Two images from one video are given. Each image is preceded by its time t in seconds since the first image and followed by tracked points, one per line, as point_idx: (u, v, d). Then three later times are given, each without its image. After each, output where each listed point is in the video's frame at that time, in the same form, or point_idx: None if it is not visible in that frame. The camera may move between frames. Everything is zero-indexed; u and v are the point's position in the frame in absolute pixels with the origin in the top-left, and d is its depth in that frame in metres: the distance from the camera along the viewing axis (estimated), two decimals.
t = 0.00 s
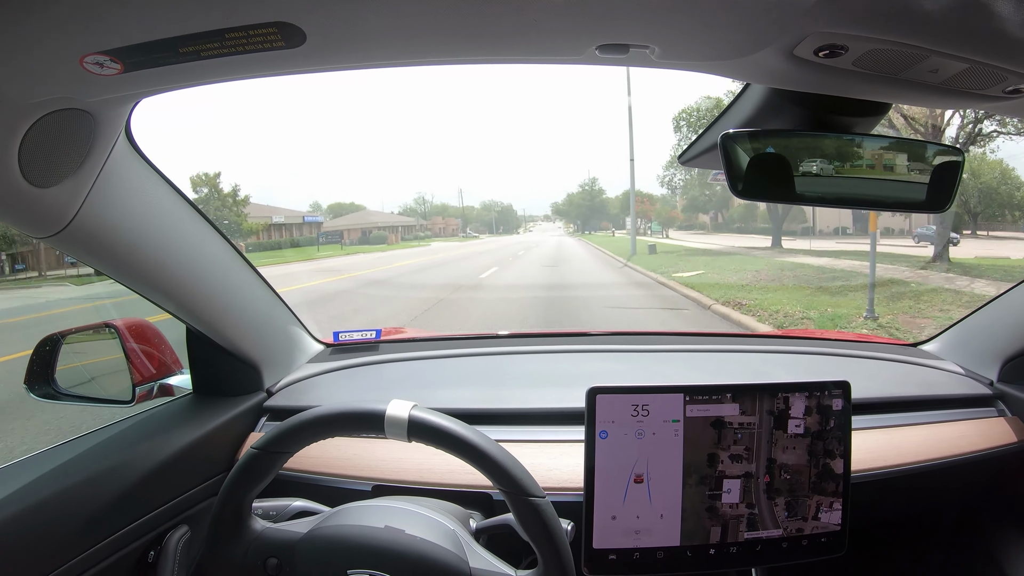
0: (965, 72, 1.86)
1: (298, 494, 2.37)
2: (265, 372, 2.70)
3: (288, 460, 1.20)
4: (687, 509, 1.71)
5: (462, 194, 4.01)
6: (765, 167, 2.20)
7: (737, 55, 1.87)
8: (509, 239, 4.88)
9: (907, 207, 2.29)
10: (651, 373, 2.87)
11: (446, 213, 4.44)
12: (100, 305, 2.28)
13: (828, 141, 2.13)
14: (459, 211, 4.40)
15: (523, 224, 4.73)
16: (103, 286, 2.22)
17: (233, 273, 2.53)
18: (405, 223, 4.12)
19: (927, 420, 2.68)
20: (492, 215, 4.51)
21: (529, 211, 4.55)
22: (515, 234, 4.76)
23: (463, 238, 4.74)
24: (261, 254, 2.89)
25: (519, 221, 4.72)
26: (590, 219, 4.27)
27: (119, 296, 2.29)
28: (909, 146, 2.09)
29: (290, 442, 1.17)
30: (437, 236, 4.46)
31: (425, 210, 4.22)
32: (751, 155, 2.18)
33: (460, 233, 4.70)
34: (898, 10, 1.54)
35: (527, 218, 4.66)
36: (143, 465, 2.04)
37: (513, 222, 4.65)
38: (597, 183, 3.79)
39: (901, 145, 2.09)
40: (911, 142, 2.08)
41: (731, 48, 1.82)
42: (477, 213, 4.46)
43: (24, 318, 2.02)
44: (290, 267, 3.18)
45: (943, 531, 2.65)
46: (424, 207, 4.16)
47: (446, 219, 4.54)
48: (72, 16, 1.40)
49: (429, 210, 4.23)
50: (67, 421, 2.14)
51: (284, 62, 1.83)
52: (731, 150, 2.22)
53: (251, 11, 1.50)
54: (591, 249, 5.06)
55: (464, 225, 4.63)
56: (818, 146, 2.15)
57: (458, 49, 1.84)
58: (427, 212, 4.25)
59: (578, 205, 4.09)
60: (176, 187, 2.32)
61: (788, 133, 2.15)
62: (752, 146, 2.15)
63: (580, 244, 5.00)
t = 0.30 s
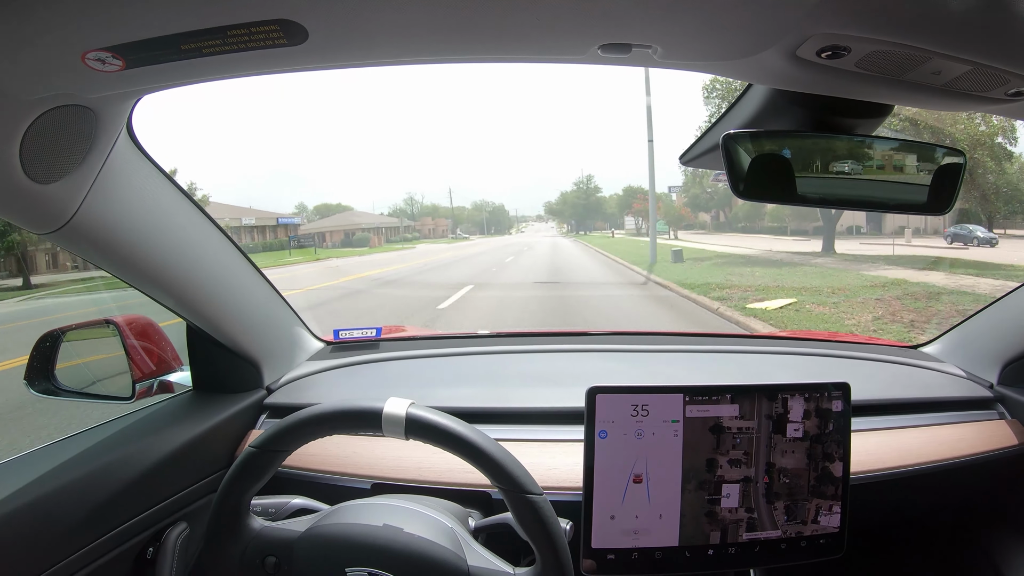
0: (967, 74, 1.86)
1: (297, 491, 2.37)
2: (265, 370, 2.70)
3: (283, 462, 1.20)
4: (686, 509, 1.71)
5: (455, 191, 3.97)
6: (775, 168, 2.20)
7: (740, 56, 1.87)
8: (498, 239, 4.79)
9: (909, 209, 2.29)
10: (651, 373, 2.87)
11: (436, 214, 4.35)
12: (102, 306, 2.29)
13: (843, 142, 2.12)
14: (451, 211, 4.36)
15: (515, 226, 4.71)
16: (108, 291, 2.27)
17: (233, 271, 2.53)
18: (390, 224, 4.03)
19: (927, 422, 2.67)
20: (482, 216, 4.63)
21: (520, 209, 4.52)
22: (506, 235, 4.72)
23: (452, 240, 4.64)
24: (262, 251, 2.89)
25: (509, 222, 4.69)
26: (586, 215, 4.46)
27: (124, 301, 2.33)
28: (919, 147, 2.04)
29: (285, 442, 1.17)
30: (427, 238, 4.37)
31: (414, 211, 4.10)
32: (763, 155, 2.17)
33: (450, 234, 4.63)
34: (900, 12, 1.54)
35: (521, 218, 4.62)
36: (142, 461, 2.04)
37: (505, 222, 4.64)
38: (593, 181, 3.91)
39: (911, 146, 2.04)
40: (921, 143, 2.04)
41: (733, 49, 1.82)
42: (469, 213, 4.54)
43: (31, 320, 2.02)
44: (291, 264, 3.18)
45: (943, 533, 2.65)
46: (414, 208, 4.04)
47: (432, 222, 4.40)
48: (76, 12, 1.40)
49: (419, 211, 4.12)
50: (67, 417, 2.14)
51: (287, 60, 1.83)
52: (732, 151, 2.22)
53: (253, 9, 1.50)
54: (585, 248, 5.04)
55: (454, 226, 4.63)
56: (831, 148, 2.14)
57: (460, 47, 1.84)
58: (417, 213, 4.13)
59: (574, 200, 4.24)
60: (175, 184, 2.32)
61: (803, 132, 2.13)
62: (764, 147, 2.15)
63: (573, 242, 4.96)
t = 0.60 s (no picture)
0: (963, 76, 1.86)
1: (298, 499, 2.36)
2: (264, 376, 2.69)
3: (281, 470, 1.20)
4: (686, 514, 1.71)
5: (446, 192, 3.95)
6: (775, 171, 2.21)
7: (737, 60, 1.87)
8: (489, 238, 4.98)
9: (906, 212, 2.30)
10: (650, 377, 2.87)
11: (424, 213, 4.27)
12: (100, 310, 2.26)
13: (850, 148, 2.11)
14: (439, 211, 4.28)
15: (506, 225, 4.97)
16: (106, 295, 2.24)
17: (232, 277, 2.53)
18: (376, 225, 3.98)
19: (927, 424, 2.67)
20: (472, 215, 4.75)
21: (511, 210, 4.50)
22: (497, 235, 4.97)
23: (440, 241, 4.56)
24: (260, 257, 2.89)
25: (500, 220, 4.88)
26: (579, 216, 4.38)
27: (121, 304, 2.30)
28: (923, 155, 2.08)
29: (283, 450, 1.17)
30: (412, 238, 4.30)
31: (401, 211, 4.03)
32: (766, 158, 2.18)
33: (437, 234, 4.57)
34: (898, 16, 1.55)
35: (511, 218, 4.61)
36: (141, 468, 2.03)
37: (496, 222, 4.91)
38: (587, 177, 3.84)
39: (915, 155, 2.08)
40: (924, 151, 2.08)
41: (730, 53, 1.83)
42: (458, 213, 4.58)
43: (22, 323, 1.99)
44: (289, 271, 3.19)
45: (945, 536, 2.65)
46: (402, 208, 3.98)
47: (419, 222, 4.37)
48: (74, 20, 1.40)
49: (407, 211, 4.06)
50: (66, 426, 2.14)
51: (286, 67, 1.83)
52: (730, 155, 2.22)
53: (253, 16, 1.51)
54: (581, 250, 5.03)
55: (442, 227, 4.58)
56: (836, 155, 2.15)
57: (456, 55, 1.85)
58: (405, 213, 4.07)
59: (567, 200, 4.15)
60: (175, 191, 2.32)
61: (811, 137, 2.13)
62: (768, 150, 2.16)
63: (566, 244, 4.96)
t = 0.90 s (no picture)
0: (959, 69, 1.86)
1: (296, 497, 2.36)
2: (262, 375, 2.69)
3: (276, 470, 1.20)
4: (685, 509, 1.71)
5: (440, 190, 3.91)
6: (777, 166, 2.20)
7: (732, 54, 1.87)
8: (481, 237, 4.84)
9: (902, 204, 2.29)
10: (648, 372, 2.87)
11: (413, 211, 4.20)
12: (94, 308, 2.26)
13: (851, 141, 2.11)
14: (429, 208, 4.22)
15: (497, 222, 4.81)
16: (100, 294, 2.24)
17: (229, 277, 2.53)
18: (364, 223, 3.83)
19: (925, 417, 2.68)
20: (462, 213, 4.55)
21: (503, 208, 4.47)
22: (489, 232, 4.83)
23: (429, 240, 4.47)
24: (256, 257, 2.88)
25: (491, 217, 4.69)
26: (572, 213, 4.31)
27: (116, 301, 2.29)
28: (922, 146, 2.09)
29: (277, 451, 1.18)
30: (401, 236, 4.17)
31: (389, 209, 3.83)
32: (769, 152, 2.18)
33: (424, 233, 4.45)
34: (893, 10, 1.55)
35: (502, 215, 4.56)
36: (140, 468, 2.03)
37: (487, 220, 4.74)
38: (583, 172, 3.73)
39: (914, 147, 2.09)
40: (924, 144, 2.09)
41: (726, 48, 1.83)
42: (448, 211, 4.44)
43: (20, 323, 1.99)
44: (286, 270, 3.18)
45: (943, 529, 2.65)
46: (390, 206, 3.78)
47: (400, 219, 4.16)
48: (68, 20, 1.40)
49: (395, 209, 3.89)
50: (63, 426, 2.13)
51: (281, 65, 1.83)
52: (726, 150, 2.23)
53: (246, 14, 1.50)
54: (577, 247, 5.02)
55: (431, 225, 4.46)
56: (838, 149, 2.13)
57: (452, 50, 1.83)
58: (392, 212, 3.89)
59: (561, 196, 4.07)
60: (171, 191, 2.31)
61: (813, 131, 2.13)
62: (771, 144, 2.16)
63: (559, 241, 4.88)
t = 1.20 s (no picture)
0: (955, 72, 1.87)
1: (293, 499, 2.36)
2: (258, 377, 2.68)
3: (271, 475, 1.19)
4: (682, 510, 1.71)
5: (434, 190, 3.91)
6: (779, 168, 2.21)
7: (729, 57, 1.87)
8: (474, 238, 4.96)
9: (898, 207, 2.30)
10: (644, 373, 2.88)
11: (403, 210, 4.30)
12: (91, 310, 2.25)
13: (851, 145, 2.12)
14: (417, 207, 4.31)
15: (490, 222, 4.88)
16: (96, 294, 2.22)
17: (224, 278, 2.52)
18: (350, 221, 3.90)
19: (921, 418, 2.68)
20: (454, 213, 4.66)
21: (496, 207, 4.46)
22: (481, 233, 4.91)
23: (417, 240, 4.47)
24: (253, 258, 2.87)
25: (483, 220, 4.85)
26: (567, 213, 4.31)
27: (113, 302, 2.29)
28: (920, 152, 2.11)
29: (271, 455, 1.17)
30: (389, 236, 4.24)
31: (380, 207, 4.02)
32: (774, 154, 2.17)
33: (414, 233, 4.45)
34: (891, 12, 1.55)
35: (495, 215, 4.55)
36: (135, 472, 2.02)
37: (478, 218, 4.82)
38: (579, 168, 3.72)
39: (912, 152, 2.11)
40: (921, 149, 2.11)
41: (722, 51, 1.83)
42: (439, 209, 4.54)
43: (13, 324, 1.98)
44: (283, 271, 3.18)
45: (940, 531, 2.66)
46: (378, 204, 3.95)
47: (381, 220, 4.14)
48: (64, 21, 1.39)
49: (383, 207, 4.04)
50: (59, 429, 2.12)
51: (278, 66, 1.83)
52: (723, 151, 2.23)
53: (243, 15, 1.50)
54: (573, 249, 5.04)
55: (420, 225, 4.53)
56: (839, 153, 2.15)
57: (449, 53, 1.84)
58: (381, 210, 4.05)
59: (557, 195, 4.02)
60: (167, 191, 2.31)
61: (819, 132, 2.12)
62: (777, 146, 2.15)
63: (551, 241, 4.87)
